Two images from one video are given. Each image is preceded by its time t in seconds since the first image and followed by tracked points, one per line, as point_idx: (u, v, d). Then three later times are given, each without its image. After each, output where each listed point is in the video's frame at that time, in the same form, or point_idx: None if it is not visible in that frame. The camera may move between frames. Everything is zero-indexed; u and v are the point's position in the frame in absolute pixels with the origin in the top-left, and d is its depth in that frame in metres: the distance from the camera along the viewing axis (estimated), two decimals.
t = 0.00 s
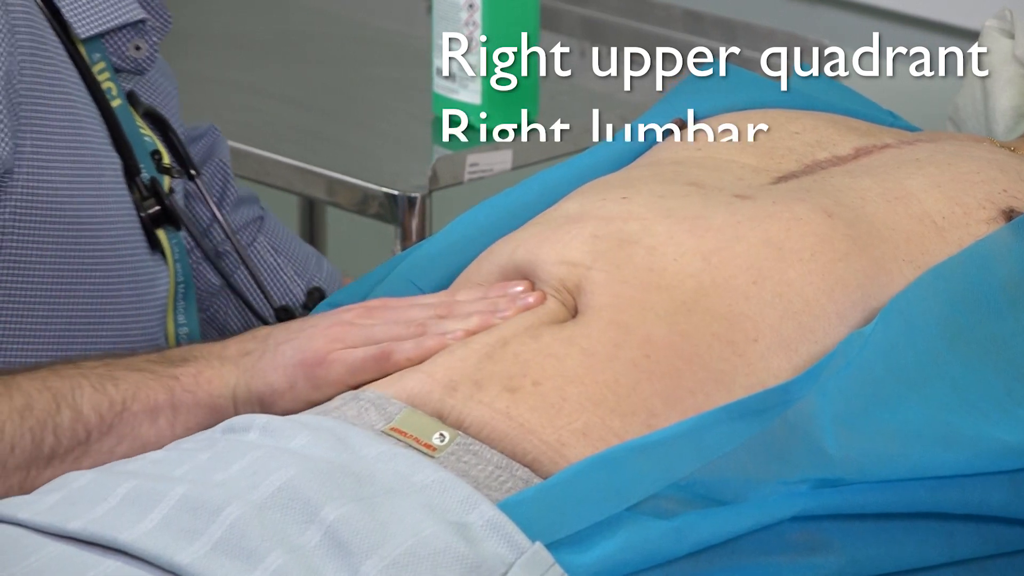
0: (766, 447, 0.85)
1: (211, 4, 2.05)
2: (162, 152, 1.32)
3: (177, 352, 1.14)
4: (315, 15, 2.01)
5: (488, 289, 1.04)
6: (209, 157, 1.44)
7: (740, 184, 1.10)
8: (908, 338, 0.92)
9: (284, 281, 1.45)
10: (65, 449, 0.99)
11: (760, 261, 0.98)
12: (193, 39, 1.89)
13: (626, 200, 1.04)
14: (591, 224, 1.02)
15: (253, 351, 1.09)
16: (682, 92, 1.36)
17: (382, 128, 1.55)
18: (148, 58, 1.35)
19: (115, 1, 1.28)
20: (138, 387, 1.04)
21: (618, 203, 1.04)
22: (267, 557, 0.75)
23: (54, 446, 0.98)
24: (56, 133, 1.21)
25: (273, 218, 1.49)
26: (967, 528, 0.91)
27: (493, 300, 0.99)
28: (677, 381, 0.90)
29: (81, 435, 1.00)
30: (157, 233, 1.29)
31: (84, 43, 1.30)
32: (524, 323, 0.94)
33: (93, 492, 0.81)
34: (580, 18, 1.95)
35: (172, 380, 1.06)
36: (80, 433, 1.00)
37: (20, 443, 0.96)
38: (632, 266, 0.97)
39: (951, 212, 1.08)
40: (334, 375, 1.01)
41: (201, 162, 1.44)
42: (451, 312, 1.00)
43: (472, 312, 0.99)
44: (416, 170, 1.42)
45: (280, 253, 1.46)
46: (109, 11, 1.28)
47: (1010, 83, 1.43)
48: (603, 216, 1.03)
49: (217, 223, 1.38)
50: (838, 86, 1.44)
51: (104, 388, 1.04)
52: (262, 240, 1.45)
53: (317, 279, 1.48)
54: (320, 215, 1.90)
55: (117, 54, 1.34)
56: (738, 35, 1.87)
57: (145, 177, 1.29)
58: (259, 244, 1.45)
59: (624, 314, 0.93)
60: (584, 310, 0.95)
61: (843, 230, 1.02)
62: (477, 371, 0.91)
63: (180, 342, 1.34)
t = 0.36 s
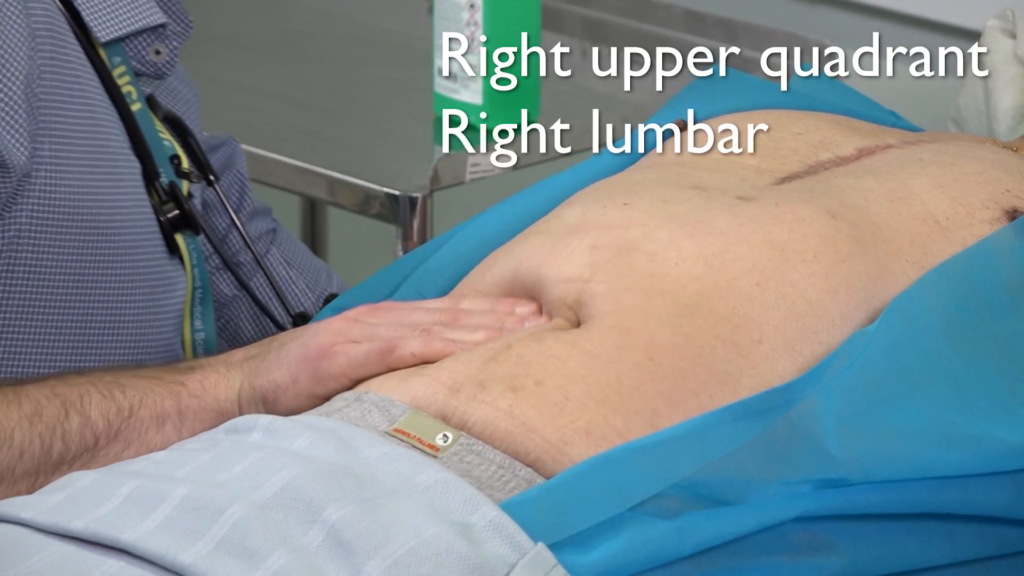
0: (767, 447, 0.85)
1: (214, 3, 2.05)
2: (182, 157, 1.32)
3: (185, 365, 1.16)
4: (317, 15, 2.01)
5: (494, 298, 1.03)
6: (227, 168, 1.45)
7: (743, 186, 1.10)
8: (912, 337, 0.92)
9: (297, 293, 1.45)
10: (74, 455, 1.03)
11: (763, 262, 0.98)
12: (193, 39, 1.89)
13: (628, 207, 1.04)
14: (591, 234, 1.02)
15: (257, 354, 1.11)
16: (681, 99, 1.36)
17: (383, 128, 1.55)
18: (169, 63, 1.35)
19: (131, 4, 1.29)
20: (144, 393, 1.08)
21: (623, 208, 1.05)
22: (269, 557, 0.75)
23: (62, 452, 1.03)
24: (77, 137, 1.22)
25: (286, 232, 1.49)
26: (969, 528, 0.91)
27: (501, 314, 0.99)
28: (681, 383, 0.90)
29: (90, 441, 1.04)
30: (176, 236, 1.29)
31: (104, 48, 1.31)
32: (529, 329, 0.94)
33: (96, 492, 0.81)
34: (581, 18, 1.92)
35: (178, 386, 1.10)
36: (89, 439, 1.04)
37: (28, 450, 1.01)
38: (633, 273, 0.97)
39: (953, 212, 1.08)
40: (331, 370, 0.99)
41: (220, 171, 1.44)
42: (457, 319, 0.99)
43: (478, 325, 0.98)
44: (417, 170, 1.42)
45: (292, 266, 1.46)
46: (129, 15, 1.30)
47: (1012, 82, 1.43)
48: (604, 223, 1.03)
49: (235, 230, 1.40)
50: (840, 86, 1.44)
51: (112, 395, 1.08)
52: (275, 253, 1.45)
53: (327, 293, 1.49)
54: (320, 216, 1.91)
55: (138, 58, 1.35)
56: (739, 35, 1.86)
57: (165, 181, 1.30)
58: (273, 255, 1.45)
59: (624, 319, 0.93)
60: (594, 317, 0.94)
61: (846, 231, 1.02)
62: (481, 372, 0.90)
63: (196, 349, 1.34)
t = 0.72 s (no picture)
0: (766, 448, 0.85)
1: (216, 4, 2.05)
2: (198, 162, 1.32)
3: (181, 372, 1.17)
4: (318, 15, 2.01)
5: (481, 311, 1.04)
6: (243, 178, 1.44)
7: (739, 187, 1.10)
8: (911, 337, 0.92)
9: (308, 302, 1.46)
10: (70, 459, 1.04)
11: (755, 264, 0.98)
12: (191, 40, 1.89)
13: (618, 215, 1.05)
14: (576, 248, 1.02)
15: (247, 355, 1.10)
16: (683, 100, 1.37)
17: (382, 128, 1.55)
18: (187, 69, 1.33)
19: (150, 10, 1.27)
20: (139, 398, 1.09)
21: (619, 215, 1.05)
22: (268, 556, 0.75)
23: (58, 458, 1.03)
24: (93, 141, 1.21)
25: (296, 243, 1.50)
26: (969, 527, 0.91)
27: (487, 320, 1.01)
28: (670, 379, 0.90)
29: (86, 444, 1.05)
30: (191, 241, 1.30)
31: (122, 53, 1.29)
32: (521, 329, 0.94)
33: (94, 492, 0.81)
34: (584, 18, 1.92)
35: (173, 389, 1.11)
36: (85, 443, 1.05)
37: (24, 455, 1.01)
38: (618, 278, 0.97)
39: (950, 211, 1.08)
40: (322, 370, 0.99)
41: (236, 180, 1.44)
42: (443, 330, 0.99)
43: (463, 341, 0.99)
44: (417, 170, 1.42)
45: (302, 278, 1.47)
46: (148, 22, 1.28)
47: (1012, 82, 1.43)
48: (590, 235, 1.03)
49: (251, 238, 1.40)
50: (839, 86, 1.44)
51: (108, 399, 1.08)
52: (286, 263, 1.46)
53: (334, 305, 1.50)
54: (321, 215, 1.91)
55: (155, 63, 1.33)
56: (739, 35, 1.86)
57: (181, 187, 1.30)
58: (284, 266, 1.46)
59: (608, 319, 0.93)
60: (580, 317, 0.95)
61: (841, 231, 1.02)
62: (473, 373, 0.90)
63: (210, 355, 1.36)
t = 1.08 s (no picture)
0: (769, 448, 0.85)
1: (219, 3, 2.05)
2: (208, 162, 1.33)
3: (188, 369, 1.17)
4: (320, 15, 2.01)
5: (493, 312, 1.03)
6: (249, 182, 1.45)
7: (742, 188, 1.10)
8: (913, 338, 0.92)
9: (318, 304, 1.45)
10: (77, 459, 1.04)
11: (760, 264, 0.98)
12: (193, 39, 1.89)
13: (623, 216, 1.04)
14: (584, 247, 1.02)
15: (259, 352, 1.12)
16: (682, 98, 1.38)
17: (384, 128, 1.55)
18: (196, 69, 1.34)
19: (159, 9, 1.28)
20: (148, 397, 1.09)
21: (621, 216, 1.05)
22: (270, 557, 0.75)
23: (66, 458, 1.02)
24: (102, 141, 1.21)
25: (300, 249, 1.50)
26: (971, 528, 0.91)
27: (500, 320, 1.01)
28: (676, 379, 0.90)
29: (93, 445, 1.05)
30: (202, 242, 1.30)
31: (131, 52, 1.30)
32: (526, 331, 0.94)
33: (97, 492, 0.81)
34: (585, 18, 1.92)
35: (182, 390, 1.11)
36: (92, 443, 1.05)
37: (32, 454, 1.00)
38: (630, 280, 0.97)
39: (953, 212, 1.08)
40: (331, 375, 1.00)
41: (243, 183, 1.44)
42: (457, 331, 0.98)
43: (477, 342, 0.98)
44: (418, 170, 1.42)
45: (308, 282, 1.47)
46: (158, 22, 1.28)
47: (1014, 82, 1.43)
48: (599, 234, 1.03)
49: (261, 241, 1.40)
50: (840, 86, 1.44)
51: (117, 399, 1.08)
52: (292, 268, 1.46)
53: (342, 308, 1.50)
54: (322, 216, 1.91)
55: (165, 63, 1.34)
56: (740, 35, 1.86)
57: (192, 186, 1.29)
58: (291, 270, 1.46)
59: (619, 321, 0.93)
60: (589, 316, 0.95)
61: (844, 232, 1.02)
62: (480, 376, 0.90)
63: (220, 355, 1.37)
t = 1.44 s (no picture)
0: (774, 449, 0.85)
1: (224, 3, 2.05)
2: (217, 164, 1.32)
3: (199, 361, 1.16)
4: (325, 16, 2.00)
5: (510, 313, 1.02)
6: (257, 185, 1.45)
7: (750, 190, 1.10)
8: (918, 338, 0.92)
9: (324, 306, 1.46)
10: (87, 457, 1.04)
11: (769, 266, 0.98)
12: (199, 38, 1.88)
13: (634, 215, 1.04)
14: (599, 246, 1.01)
15: (274, 352, 1.11)
16: (686, 97, 1.38)
17: (389, 128, 1.55)
18: (206, 70, 1.30)
19: (170, 8, 1.25)
20: (159, 394, 1.08)
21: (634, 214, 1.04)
22: (275, 558, 0.75)
23: (75, 456, 1.02)
24: (113, 143, 1.21)
25: (307, 253, 1.50)
26: (975, 529, 0.91)
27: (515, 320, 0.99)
28: (689, 385, 0.90)
29: (102, 442, 1.05)
30: (209, 242, 1.29)
31: (142, 53, 1.29)
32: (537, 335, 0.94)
33: (102, 492, 0.81)
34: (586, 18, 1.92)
35: (192, 387, 1.10)
36: (101, 441, 1.04)
37: (41, 452, 1.00)
38: (642, 280, 0.97)
39: (959, 214, 1.08)
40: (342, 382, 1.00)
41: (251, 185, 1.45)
42: (476, 335, 0.97)
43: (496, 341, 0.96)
44: (421, 170, 1.42)
45: (313, 285, 1.47)
46: (169, 21, 1.25)
47: (1017, 83, 1.43)
48: (613, 233, 1.02)
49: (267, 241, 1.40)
50: (843, 86, 1.44)
51: (125, 395, 1.07)
52: (297, 270, 1.46)
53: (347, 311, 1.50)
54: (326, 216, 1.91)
55: (175, 65, 1.30)
56: (742, 35, 1.86)
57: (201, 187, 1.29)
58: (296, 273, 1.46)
59: (635, 325, 0.93)
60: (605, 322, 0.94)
61: (853, 234, 1.02)
62: (492, 378, 0.90)
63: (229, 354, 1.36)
